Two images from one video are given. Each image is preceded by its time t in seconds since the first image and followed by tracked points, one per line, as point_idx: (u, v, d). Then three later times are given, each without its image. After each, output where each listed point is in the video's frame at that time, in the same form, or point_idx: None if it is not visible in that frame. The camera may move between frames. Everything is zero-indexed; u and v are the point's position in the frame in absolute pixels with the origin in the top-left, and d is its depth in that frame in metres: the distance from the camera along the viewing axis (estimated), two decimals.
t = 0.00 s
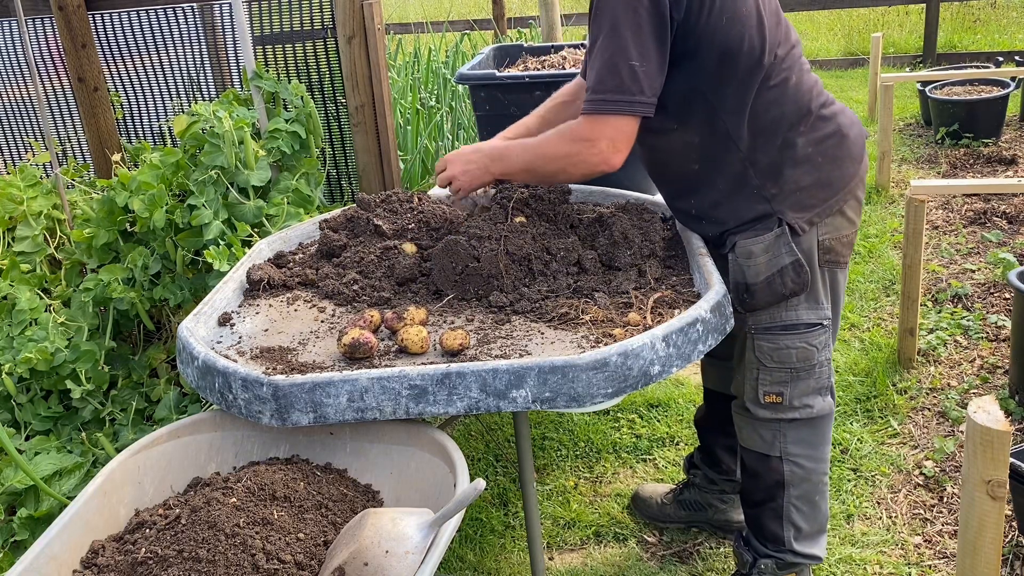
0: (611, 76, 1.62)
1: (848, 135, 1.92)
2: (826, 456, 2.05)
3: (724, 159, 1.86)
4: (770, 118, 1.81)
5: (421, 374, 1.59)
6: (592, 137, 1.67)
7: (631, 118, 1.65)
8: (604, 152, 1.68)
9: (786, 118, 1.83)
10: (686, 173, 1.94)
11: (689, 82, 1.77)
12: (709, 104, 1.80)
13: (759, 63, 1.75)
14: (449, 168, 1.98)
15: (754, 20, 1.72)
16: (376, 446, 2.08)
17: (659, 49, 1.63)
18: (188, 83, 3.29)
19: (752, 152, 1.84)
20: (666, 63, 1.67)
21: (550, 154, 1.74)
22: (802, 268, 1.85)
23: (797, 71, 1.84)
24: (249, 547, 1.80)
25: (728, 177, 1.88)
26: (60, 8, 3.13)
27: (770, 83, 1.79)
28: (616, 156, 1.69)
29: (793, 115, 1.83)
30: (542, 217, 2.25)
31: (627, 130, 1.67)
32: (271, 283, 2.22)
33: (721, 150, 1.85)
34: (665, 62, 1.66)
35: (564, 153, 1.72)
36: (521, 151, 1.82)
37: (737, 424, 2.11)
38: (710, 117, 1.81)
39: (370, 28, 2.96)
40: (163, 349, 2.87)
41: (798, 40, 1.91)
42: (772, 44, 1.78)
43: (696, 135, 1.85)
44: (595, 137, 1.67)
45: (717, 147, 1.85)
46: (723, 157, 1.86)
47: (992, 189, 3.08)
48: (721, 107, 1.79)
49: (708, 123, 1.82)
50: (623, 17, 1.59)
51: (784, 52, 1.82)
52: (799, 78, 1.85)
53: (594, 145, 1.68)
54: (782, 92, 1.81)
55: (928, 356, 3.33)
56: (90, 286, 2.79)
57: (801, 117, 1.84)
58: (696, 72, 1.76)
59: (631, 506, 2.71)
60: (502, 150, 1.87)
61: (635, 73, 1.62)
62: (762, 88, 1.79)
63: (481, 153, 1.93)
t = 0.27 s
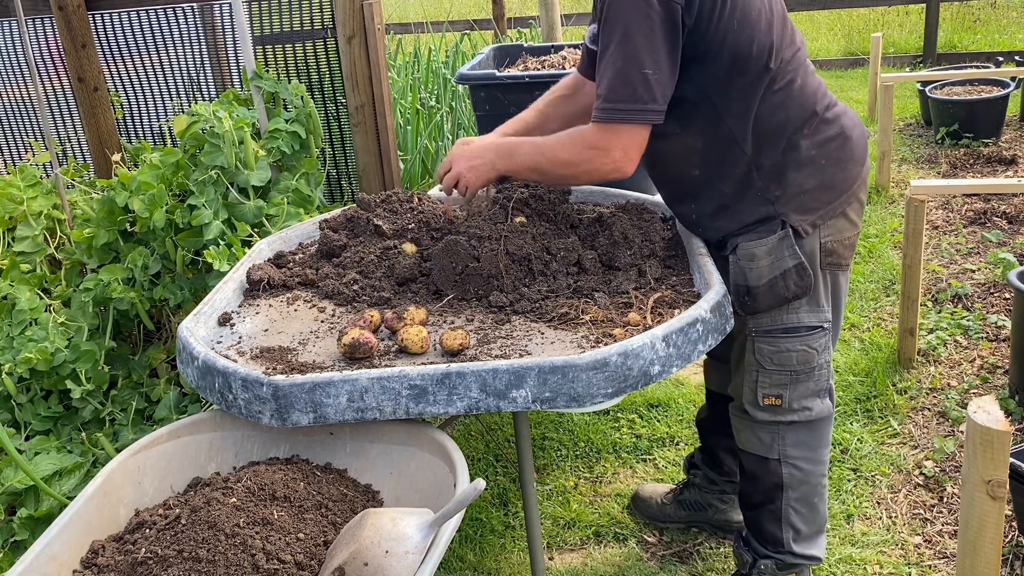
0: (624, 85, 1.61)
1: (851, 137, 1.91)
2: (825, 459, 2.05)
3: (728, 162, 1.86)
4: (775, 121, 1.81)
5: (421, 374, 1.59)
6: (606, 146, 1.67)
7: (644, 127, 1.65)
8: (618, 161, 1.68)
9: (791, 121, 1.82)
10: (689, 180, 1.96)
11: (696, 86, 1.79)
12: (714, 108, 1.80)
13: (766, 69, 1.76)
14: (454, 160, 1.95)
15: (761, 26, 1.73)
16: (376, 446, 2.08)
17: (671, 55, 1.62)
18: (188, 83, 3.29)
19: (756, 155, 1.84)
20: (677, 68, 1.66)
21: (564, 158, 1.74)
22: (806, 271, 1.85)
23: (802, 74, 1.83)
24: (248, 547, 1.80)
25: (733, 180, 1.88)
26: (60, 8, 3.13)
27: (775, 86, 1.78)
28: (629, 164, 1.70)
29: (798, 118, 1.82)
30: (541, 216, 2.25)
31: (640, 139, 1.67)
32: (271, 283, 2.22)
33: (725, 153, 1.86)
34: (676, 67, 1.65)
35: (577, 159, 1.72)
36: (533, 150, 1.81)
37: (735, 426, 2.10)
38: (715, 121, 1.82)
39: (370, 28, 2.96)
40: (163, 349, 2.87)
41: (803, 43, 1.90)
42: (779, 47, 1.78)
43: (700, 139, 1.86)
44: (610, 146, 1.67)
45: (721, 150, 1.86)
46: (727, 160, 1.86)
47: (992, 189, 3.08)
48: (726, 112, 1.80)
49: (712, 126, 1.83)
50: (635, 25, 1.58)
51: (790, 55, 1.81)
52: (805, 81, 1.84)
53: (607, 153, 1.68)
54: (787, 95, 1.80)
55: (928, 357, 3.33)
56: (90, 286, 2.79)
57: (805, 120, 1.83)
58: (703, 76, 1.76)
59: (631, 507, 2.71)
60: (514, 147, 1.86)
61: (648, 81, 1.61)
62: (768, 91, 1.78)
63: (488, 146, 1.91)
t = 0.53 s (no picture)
0: (633, 94, 1.60)
1: (854, 138, 1.91)
2: (825, 462, 2.05)
3: (732, 167, 1.86)
4: (779, 124, 1.80)
5: (421, 374, 1.59)
6: (619, 154, 1.67)
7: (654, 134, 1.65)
8: (631, 168, 1.69)
9: (795, 124, 1.81)
10: (691, 186, 1.94)
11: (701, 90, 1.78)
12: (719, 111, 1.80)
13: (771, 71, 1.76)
14: (460, 160, 1.93)
15: (766, 29, 1.73)
16: (375, 446, 2.08)
17: (681, 62, 1.61)
18: (188, 83, 3.29)
19: (759, 159, 1.83)
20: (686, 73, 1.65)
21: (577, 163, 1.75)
22: (808, 274, 1.85)
23: (805, 76, 1.84)
24: (249, 547, 1.80)
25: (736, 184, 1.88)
26: (60, 8, 3.13)
27: (779, 89, 1.79)
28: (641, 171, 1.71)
29: (801, 120, 1.82)
30: (541, 216, 2.25)
31: (651, 145, 1.67)
32: (271, 283, 2.22)
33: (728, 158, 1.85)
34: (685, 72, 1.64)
35: (589, 165, 1.73)
36: (544, 154, 1.81)
37: (735, 428, 2.11)
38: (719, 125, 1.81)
39: (370, 28, 2.96)
40: (163, 349, 2.87)
41: (806, 44, 1.90)
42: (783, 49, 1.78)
43: (703, 144, 1.85)
44: (622, 153, 1.67)
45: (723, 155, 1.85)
46: (731, 166, 1.86)
47: (992, 189, 3.08)
48: (730, 116, 1.79)
49: (716, 131, 1.82)
50: (644, 33, 1.56)
51: (794, 57, 1.81)
52: (808, 83, 1.84)
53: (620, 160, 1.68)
54: (791, 97, 1.80)
55: (928, 357, 3.33)
56: (91, 286, 2.79)
57: (809, 122, 1.83)
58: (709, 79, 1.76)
59: (631, 506, 2.71)
60: (524, 149, 1.85)
61: (657, 89, 1.60)
62: (773, 93, 1.78)
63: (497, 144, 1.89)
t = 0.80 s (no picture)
0: (641, 98, 1.60)
1: (857, 140, 1.92)
2: (827, 465, 2.05)
3: (736, 172, 1.85)
4: (784, 126, 1.81)
5: (421, 374, 1.59)
6: (631, 161, 1.67)
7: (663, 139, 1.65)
8: (643, 174, 1.69)
9: (800, 126, 1.82)
10: (693, 189, 1.94)
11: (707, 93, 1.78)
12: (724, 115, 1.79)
13: (777, 74, 1.76)
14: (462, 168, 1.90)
15: (772, 31, 1.73)
16: (376, 446, 2.08)
17: (688, 66, 1.61)
18: (188, 83, 3.29)
19: (763, 162, 1.83)
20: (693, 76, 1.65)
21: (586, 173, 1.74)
22: (813, 278, 1.85)
23: (809, 77, 1.84)
24: (248, 547, 1.80)
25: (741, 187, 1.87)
26: (60, 8, 3.13)
27: (785, 91, 1.79)
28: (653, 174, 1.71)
29: (806, 122, 1.82)
30: (541, 217, 2.26)
31: (661, 150, 1.66)
32: (271, 283, 2.22)
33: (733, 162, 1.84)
34: (692, 76, 1.64)
35: (599, 173, 1.72)
36: (551, 162, 1.79)
37: (735, 430, 2.10)
38: (724, 127, 1.81)
39: (370, 28, 2.96)
40: (163, 349, 2.87)
41: (809, 45, 1.90)
42: (789, 51, 1.78)
43: (708, 147, 1.84)
44: (633, 162, 1.67)
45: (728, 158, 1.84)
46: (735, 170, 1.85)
47: (992, 189, 3.08)
48: (735, 119, 1.79)
49: (721, 135, 1.82)
50: (652, 36, 1.56)
51: (799, 58, 1.82)
52: (813, 85, 1.85)
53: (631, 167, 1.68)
54: (796, 100, 1.81)
55: (928, 357, 3.33)
56: (91, 286, 2.79)
57: (813, 124, 1.84)
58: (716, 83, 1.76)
59: (631, 506, 2.71)
60: (529, 160, 1.83)
61: (666, 93, 1.59)
62: (778, 95, 1.78)
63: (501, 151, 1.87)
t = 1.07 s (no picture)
0: (649, 101, 1.59)
1: (859, 141, 1.93)
2: (827, 466, 2.05)
3: (739, 173, 1.85)
4: (788, 128, 1.81)
5: (421, 374, 1.59)
6: (639, 165, 1.66)
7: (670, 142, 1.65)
8: (651, 177, 1.68)
9: (804, 128, 1.82)
10: (696, 191, 1.93)
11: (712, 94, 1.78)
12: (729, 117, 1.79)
13: (781, 75, 1.77)
14: (467, 169, 1.87)
15: (776, 33, 1.74)
16: (376, 446, 2.08)
17: (695, 68, 1.61)
18: (188, 83, 3.29)
19: (766, 163, 1.83)
20: (699, 78, 1.65)
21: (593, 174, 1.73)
22: (815, 281, 1.85)
23: (812, 79, 1.84)
24: (248, 547, 1.80)
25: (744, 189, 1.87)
26: (60, 8, 3.13)
27: (788, 93, 1.79)
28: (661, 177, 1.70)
29: (809, 124, 1.83)
30: (541, 216, 2.26)
31: (668, 152, 1.66)
32: (271, 283, 2.22)
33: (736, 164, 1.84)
34: (699, 78, 1.64)
35: (606, 177, 1.71)
36: (559, 165, 1.78)
37: (735, 432, 2.10)
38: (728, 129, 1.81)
39: (370, 28, 2.96)
40: (163, 349, 2.87)
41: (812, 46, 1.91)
42: (792, 53, 1.79)
43: (713, 149, 1.84)
44: (642, 164, 1.66)
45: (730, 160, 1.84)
46: (739, 172, 1.85)
47: (991, 189, 3.08)
48: (738, 121, 1.79)
49: (725, 137, 1.82)
50: (659, 39, 1.55)
51: (802, 61, 1.83)
52: (816, 86, 1.85)
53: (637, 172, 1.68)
54: (800, 101, 1.81)
55: (928, 357, 3.33)
56: (90, 286, 2.79)
57: (816, 125, 1.84)
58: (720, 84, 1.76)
59: (631, 506, 2.71)
60: (536, 161, 1.83)
61: (673, 96, 1.59)
62: (782, 96, 1.78)
63: (508, 153, 1.85)
